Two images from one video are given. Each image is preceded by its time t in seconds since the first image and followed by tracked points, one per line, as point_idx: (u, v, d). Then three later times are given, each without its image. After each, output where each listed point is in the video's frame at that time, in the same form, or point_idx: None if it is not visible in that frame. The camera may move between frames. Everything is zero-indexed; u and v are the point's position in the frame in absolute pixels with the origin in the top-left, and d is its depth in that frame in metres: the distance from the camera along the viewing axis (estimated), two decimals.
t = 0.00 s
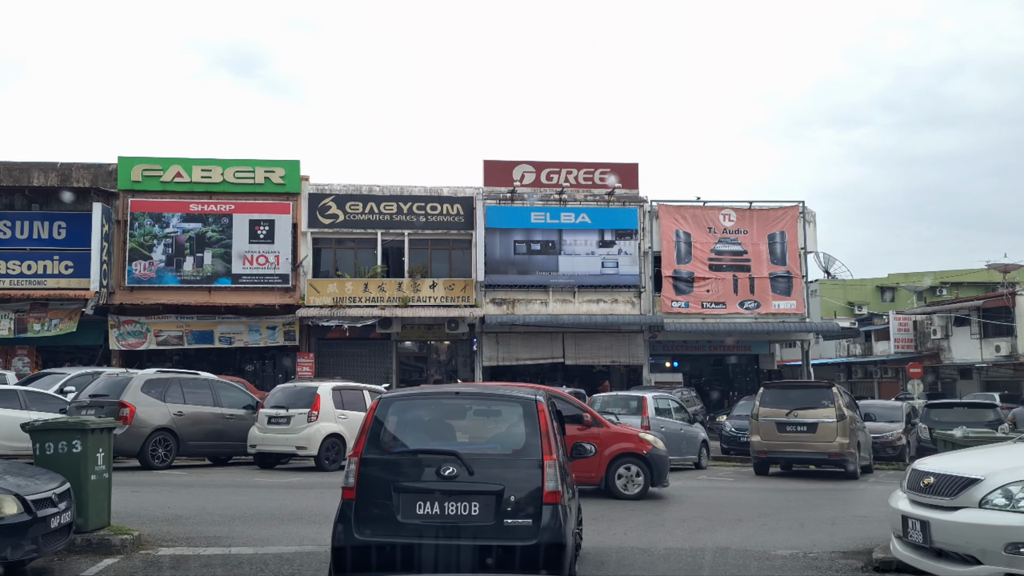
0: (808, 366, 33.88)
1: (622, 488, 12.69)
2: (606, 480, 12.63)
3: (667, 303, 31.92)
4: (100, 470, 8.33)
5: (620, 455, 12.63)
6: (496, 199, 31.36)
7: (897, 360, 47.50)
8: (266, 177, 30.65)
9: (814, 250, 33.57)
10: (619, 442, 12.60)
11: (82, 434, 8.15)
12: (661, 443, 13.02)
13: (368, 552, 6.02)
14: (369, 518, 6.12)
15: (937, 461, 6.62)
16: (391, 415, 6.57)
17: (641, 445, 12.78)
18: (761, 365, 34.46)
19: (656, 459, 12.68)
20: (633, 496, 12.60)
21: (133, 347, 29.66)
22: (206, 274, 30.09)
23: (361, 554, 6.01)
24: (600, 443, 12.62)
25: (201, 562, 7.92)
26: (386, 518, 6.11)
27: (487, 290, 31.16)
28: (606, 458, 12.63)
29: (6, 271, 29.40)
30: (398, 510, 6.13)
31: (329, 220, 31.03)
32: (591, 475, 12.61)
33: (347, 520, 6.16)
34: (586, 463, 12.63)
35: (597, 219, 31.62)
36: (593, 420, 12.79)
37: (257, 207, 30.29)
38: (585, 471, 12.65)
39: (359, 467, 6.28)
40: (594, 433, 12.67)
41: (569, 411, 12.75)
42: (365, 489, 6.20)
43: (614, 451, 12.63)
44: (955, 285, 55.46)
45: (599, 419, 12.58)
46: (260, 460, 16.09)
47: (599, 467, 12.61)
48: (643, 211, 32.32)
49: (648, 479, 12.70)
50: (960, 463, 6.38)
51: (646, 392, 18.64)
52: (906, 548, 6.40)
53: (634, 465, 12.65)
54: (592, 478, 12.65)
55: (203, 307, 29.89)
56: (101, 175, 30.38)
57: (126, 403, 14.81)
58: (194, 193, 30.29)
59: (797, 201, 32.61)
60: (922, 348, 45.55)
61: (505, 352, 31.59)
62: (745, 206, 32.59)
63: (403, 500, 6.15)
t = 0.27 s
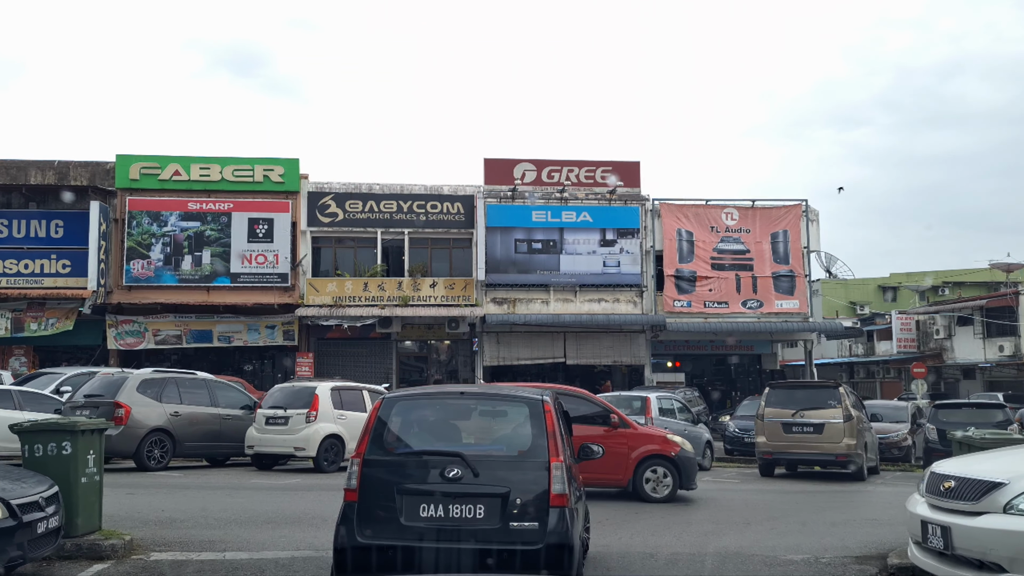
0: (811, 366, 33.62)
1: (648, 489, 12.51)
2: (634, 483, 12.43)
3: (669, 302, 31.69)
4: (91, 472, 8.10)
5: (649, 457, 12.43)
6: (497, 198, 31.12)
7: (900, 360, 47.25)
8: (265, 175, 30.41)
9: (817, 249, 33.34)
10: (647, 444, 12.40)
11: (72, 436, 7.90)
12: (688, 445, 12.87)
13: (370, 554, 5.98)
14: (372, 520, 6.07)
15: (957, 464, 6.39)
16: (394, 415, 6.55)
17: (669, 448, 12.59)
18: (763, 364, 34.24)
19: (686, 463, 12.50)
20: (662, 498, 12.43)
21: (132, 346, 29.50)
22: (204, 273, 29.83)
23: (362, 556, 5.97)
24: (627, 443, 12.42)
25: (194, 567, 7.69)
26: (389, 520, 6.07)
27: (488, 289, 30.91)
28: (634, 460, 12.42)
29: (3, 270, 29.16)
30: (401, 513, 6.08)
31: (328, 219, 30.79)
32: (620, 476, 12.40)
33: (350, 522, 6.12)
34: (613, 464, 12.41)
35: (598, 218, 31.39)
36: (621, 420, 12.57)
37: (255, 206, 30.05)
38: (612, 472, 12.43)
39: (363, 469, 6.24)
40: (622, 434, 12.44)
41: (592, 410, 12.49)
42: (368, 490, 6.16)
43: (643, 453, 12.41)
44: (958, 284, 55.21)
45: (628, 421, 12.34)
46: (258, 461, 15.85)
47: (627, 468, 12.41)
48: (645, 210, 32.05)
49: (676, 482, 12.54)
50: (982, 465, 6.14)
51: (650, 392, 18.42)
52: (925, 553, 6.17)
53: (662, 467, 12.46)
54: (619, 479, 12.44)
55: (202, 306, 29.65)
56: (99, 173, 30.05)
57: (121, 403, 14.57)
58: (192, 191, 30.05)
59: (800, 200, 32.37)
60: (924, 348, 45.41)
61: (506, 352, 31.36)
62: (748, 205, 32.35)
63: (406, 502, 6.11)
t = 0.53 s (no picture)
0: (814, 366, 33.36)
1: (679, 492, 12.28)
2: (666, 485, 12.20)
3: (671, 301, 31.45)
4: (80, 475, 7.85)
5: (680, 459, 12.21)
6: (498, 196, 30.85)
7: (903, 360, 46.97)
8: (264, 173, 30.15)
9: (821, 248, 33.07)
10: (678, 445, 12.21)
11: (60, 437, 7.66)
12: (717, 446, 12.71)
13: (373, 557, 5.91)
14: (376, 522, 6.03)
15: (979, 466, 6.21)
16: (398, 415, 6.53)
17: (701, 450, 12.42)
18: (766, 364, 34.01)
19: (717, 464, 12.34)
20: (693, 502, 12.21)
21: (130, 346, 29.25)
22: (203, 272, 29.58)
23: (362, 560, 5.92)
24: (658, 445, 12.20)
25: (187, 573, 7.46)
26: (393, 523, 6.01)
27: (488, 289, 30.65)
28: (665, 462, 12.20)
29: None
30: (405, 516, 6.03)
31: (327, 217, 30.52)
32: (652, 478, 12.15)
33: (352, 525, 6.06)
34: (644, 466, 12.14)
35: (600, 216, 31.12)
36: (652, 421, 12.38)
37: (254, 204, 29.78)
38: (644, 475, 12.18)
39: (366, 471, 6.19)
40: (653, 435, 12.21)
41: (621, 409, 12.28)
42: (371, 493, 6.11)
43: (675, 456, 12.21)
44: (961, 284, 54.90)
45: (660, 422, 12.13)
46: (254, 463, 15.60)
47: (659, 470, 12.17)
48: (647, 208, 31.76)
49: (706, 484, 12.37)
50: (1007, 469, 5.96)
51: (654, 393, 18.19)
52: (945, 559, 5.99)
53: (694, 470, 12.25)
54: (650, 482, 12.18)
55: (200, 305, 29.40)
56: (97, 171, 29.84)
57: (115, 403, 14.30)
58: (190, 189, 29.79)
59: (803, 198, 32.09)
60: (928, 348, 45.35)
61: (507, 352, 31.09)
62: (751, 203, 32.08)
63: (410, 506, 6.05)
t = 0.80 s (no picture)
0: (818, 366, 33.09)
1: (714, 496, 12.11)
2: (700, 489, 12.03)
3: (674, 300, 31.18)
4: (68, 478, 7.63)
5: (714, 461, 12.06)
6: (499, 194, 30.59)
7: (906, 360, 46.68)
8: (262, 172, 29.90)
9: (824, 247, 32.81)
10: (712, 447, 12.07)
11: (47, 439, 7.42)
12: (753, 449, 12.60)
13: (376, 561, 5.85)
14: (379, 525, 5.96)
15: (1002, 470, 6.20)
16: (401, 416, 6.43)
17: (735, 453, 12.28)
18: (768, 364, 33.78)
19: (753, 466, 12.18)
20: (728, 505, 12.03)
21: (128, 345, 28.98)
22: (201, 271, 29.32)
23: (363, 564, 5.86)
24: (692, 447, 12.06)
25: None
26: (397, 527, 5.94)
27: (489, 288, 30.39)
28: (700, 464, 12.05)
29: None
30: (409, 520, 5.96)
31: (327, 215, 30.23)
32: (688, 481, 11.98)
33: (355, 528, 5.98)
34: (678, 469, 11.97)
35: (602, 215, 30.87)
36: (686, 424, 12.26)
37: (253, 202, 29.53)
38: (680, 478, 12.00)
39: (371, 473, 6.11)
40: (686, 436, 12.09)
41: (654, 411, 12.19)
42: (376, 495, 6.03)
43: (710, 458, 12.07)
44: (963, 283, 54.63)
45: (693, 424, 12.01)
46: (251, 464, 15.36)
47: (694, 472, 12.01)
48: (649, 207, 31.49)
49: (741, 487, 12.20)
50: None
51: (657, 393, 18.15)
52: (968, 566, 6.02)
53: (729, 472, 12.10)
54: (685, 485, 12.00)
55: (199, 305, 29.17)
56: (93, 170, 29.54)
57: (110, 403, 14.06)
58: (188, 188, 29.54)
59: (806, 196, 31.83)
60: (931, 347, 45.17)
61: (508, 351, 30.82)
62: (754, 201, 31.81)
63: (414, 509, 5.99)
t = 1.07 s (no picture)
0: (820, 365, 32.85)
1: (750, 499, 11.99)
2: (737, 491, 11.91)
3: (676, 300, 30.93)
4: (57, 480, 7.44)
5: (749, 463, 11.95)
6: (499, 193, 30.36)
7: (908, 360, 46.43)
8: (261, 170, 29.68)
9: (827, 246, 32.58)
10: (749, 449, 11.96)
11: (36, 441, 7.22)
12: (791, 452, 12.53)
13: (379, 565, 5.65)
14: (380, 528, 5.75)
15: None
16: (405, 416, 6.23)
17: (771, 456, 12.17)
18: (770, 364, 33.58)
19: (790, 469, 12.07)
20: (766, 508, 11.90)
21: (126, 344, 28.74)
22: (199, 270, 29.12)
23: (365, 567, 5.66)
24: (728, 449, 11.96)
25: None
26: (399, 529, 5.73)
27: (489, 287, 30.17)
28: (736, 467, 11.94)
29: None
30: (411, 522, 5.75)
31: (326, 214, 30.01)
32: (724, 484, 11.90)
33: (356, 531, 5.78)
34: (714, 472, 11.88)
35: (603, 214, 30.65)
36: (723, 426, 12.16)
37: (251, 201, 29.33)
38: (716, 480, 11.90)
39: (375, 474, 5.91)
40: (723, 438, 12.00)
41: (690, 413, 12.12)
42: (377, 497, 5.83)
43: (747, 460, 11.96)
44: (965, 282, 54.40)
45: (730, 425, 11.92)
46: (249, 466, 15.13)
47: (731, 474, 11.92)
48: (651, 205, 31.26)
49: (777, 490, 12.07)
50: None
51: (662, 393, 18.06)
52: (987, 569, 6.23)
53: (766, 475, 11.98)
54: (721, 488, 11.91)
55: (197, 304, 28.93)
56: (91, 168, 29.30)
57: (104, 403, 13.84)
58: (187, 186, 29.32)
59: (809, 195, 31.60)
60: (933, 347, 44.53)
61: (509, 351, 30.59)
62: (756, 200, 31.57)
63: (417, 511, 5.78)
